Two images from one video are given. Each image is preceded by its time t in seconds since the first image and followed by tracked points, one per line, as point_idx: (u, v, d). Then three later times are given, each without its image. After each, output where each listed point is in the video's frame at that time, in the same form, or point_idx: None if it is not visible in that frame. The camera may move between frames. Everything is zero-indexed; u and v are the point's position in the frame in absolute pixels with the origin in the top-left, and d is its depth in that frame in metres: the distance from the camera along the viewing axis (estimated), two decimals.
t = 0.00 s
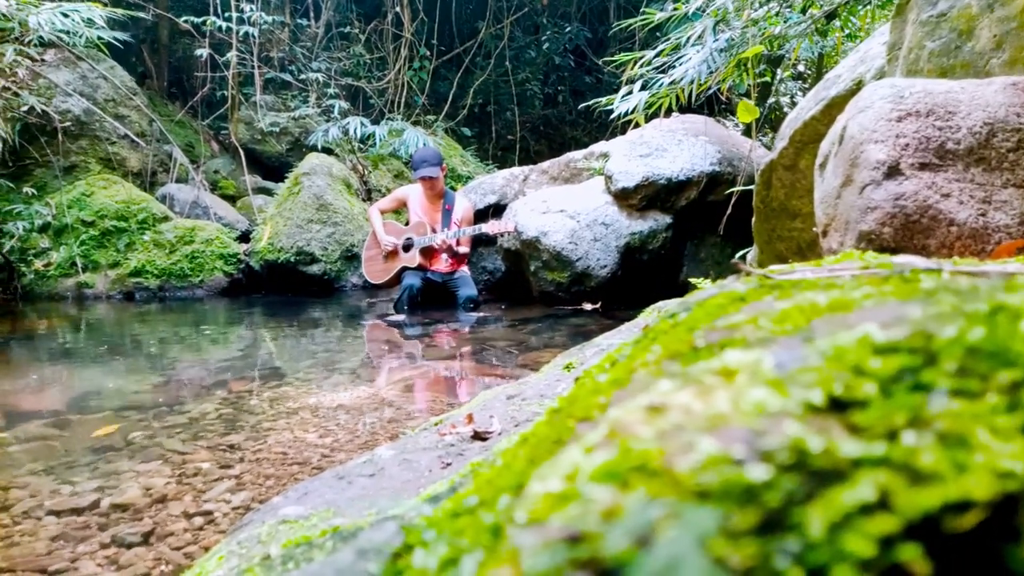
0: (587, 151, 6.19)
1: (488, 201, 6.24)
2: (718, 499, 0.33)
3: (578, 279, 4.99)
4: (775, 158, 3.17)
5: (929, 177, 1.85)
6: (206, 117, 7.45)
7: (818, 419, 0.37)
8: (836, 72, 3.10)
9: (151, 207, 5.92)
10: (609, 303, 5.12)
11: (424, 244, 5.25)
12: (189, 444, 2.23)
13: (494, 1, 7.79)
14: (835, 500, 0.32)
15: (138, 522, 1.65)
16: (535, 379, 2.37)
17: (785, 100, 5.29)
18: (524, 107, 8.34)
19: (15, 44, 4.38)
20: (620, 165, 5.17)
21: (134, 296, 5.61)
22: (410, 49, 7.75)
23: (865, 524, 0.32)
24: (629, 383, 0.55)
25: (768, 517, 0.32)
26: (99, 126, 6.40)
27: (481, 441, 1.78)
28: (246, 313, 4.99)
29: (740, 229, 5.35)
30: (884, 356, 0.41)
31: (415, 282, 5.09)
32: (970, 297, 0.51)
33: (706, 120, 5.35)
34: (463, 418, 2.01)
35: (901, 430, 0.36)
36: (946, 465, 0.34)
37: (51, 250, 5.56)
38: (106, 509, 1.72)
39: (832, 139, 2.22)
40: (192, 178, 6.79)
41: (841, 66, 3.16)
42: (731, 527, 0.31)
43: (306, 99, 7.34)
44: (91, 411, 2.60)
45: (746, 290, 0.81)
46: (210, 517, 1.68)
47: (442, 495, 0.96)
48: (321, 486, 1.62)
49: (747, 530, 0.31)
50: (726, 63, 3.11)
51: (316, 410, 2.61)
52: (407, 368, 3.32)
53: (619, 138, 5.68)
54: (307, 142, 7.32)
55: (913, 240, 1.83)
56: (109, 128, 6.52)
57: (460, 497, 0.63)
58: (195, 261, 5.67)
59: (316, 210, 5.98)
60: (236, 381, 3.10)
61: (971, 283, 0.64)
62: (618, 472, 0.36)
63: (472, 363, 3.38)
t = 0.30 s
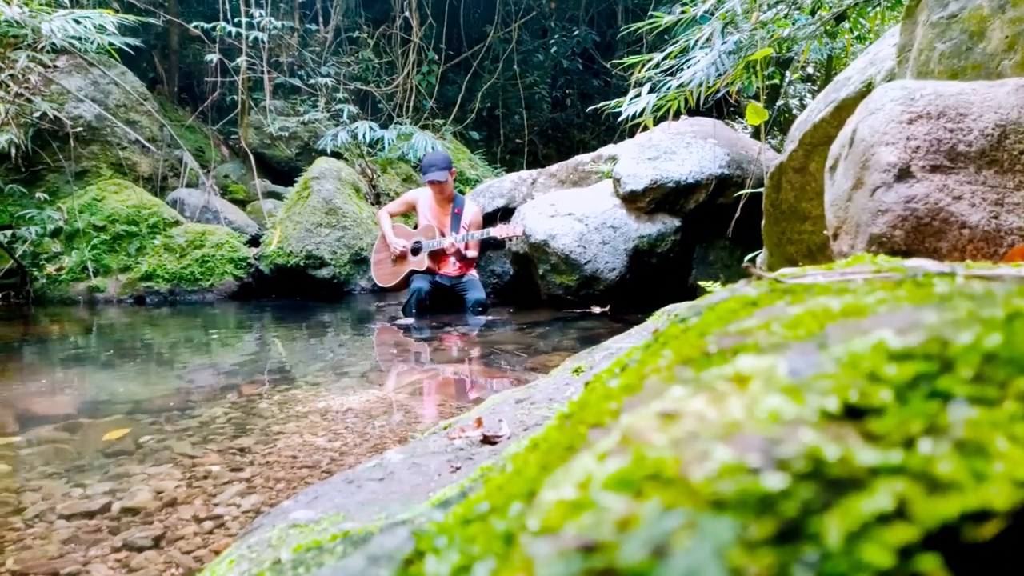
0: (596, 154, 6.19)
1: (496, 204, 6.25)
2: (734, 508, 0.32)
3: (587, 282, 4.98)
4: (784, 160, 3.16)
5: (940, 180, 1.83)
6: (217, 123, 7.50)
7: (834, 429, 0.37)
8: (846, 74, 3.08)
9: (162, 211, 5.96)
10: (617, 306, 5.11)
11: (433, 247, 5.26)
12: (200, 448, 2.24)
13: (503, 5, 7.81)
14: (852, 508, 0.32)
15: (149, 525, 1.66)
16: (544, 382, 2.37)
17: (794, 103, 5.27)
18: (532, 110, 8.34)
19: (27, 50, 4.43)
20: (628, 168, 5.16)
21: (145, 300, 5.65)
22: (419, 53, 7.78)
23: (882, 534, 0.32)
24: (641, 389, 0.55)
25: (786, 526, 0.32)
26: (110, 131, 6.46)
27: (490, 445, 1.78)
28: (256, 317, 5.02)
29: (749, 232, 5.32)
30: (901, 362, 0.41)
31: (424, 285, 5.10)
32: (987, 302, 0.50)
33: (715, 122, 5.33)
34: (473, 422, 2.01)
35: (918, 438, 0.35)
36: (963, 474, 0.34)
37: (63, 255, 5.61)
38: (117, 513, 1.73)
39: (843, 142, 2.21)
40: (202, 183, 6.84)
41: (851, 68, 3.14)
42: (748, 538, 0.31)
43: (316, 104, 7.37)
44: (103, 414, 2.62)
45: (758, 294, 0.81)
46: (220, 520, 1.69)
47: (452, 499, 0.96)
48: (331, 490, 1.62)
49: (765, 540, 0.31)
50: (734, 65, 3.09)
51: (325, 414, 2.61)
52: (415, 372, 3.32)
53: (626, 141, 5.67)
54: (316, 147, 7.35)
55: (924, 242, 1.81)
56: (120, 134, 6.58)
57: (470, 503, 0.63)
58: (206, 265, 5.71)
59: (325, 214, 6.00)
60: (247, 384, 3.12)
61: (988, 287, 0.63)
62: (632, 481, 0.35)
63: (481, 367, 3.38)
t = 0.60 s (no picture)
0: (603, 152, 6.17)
1: (503, 202, 6.25)
2: (741, 513, 0.32)
3: (593, 280, 4.98)
4: (792, 159, 3.14)
5: (950, 180, 1.82)
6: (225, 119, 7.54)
7: (843, 434, 0.36)
8: (856, 72, 3.06)
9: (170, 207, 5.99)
10: (623, 304, 5.10)
11: (439, 245, 5.26)
12: (206, 443, 2.25)
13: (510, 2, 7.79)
14: (861, 514, 0.32)
15: (155, 520, 1.67)
16: (549, 381, 2.36)
17: (802, 102, 5.25)
18: (540, 108, 8.34)
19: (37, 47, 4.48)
20: (635, 166, 5.14)
21: (152, 295, 5.67)
22: (426, 51, 7.77)
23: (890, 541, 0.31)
24: (648, 390, 0.55)
25: (794, 533, 0.31)
26: (118, 127, 6.49)
27: (495, 443, 1.78)
28: (262, 313, 5.04)
29: (756, 231, 5.30)
30: (911, 367, 0.40)
31: (430, 283, 5.10)
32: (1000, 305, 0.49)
33: (723, 121, 5.31)
34: (478, 420, 2.01)
35: (929, 444, 0.35)
36: (975, 481, 0.33)
37: (71, 250, 5.64)
38: (124, 507, 1.74)
39: (852, 142, 2.20)
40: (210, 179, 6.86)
41: (860, 67, 3.12)
42: (757, 545, 0.31)
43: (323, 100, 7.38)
44: (110, 409, 2.64)
45: (767, 295, 0.80)
46: (226, 515, 1.69)
47: (457, 498, 0.95)
48: (336, 486, 1.62)
49: (774, 546, 0.31)
50: (743, 64, 3.08)
51: (331, 410, 2.62)
52: (421, 369, 3.32)
53: (634, 140, 5.65)
54: (323, 144, 7.36)
55: (933, 243, 1.80)
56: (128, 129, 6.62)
57: (476, 504, 0.63)
58: (213, 261, 5.73)
59: (332, 210, 6.02)
60: (253, 380, 3.13)
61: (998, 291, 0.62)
62: (638, 485, 0.35)
63: (487, 364, 3.38)
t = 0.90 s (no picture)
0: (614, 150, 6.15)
1: (515, 201, 6.25)
2: (761, 506, 0.31)
3: (604, 279, 4.95)
4: (807, 156, 3.11)
5: (967, 175, 1.78)
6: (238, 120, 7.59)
7: (866, 425, 0.35)
8: (871, 67, 3.02)
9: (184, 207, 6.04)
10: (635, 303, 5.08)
11: (451, 244, 5.26)
12: (220, 441, 2.26)
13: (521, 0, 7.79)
14: (885, 507, 0.30)
15: (169, 517, 1.67)
16: (561, 379, 2.35)
17: (816, 98, 5.20)
18: (551, 107, 8.32)
19: (53, 49, 4.49)
20: (647, 165, 5.11)
21: (167, 295, 5.72)
22: (437, 50, 7.77)
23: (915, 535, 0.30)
24: (661, 383, 0.53)
25: (816, 527, 0.30)
26: (133, 128, 6.55)
27: (507, 441, 1.77)
28: (275, 313, 5.06)
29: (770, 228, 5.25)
30: (934, 356, 0.39)
31: (442, 282, 5.10)
32: None
33: (736, 118, 5.27)
34: (490, 418, 2.00)
35: (954, 435, 0.33)
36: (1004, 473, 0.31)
37: (87, 250, 5.70)
38: (138, 505, 1.75)
39: (868, 137, 2.16)
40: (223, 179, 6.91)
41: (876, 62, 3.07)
42: (778, 539, 0.30)
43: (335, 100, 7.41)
44: (125, 407, 2.65)
45: (782, 289, 0.78)
46: (239, 513, 1.70)
47: (467, 496, 0.94)
48: (348, 485, 1.62)
49: (795, 540, 0.30)
50: (756, 60, 3.04)
51: (343, 409, 2.62)
52: (433, 368, 3.32)
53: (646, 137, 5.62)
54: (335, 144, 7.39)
55: (950, 239, 1.77)
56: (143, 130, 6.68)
57: (485, 499, 0.62)
58: (226, 261, 5.77)
59: (344, 210, 6.04)
60: (267, 379, 3.14)
61: None
62: (653, 477, 0.34)
63: (499, 363, 3.37)
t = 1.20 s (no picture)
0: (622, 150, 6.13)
1: (522, 201, 6.24)
2: (768, 515, 0.30)
3: (612, 279, 4.94)
4: (816, 156, 3.09)
5: (979, 176, 1.76)
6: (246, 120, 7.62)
7: (877, 431, 0.34)
8: (881, 67, 2.99)
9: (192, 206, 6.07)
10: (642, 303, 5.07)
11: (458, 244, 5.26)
12: (228, 440, 2.27)
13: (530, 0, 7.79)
14: (899, 515, 0.30)
15: (177, 515, 1.68)
16: (568, 380, 2.34)
17: (825, 99, 5.18)
18: (559, 106, 8.31)
19: (63, 49, 4.53)
20: (655, 165, 5.09)
21: (176, 294, 5.75)
22: (445, 50, 7.78)
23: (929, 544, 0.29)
24: (668, 386, 0.53)
25: (826, 536, 0.29)
26: (142, 127, 6.59)
27: (513, 442, 1.77)
28: (284, 312, 5.08)
29: (778, 229, 5.23)
30: (948, 360, 0.38)
31: (449, 282, 5.09)
32: None
33: (744, 118, 5.24)
34: (496, 418, 1.99)
35: (969, 441, 0.32)
36: None
37: (96, 249, 5.74)
38: (146, 503, 1.76)
39: (878, 137, 2.15)
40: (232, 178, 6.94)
41: (886, 62, 3.05)
42: (789, 547, 0.29)
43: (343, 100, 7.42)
44: (134, 406, 2.67)
45: (792, 290, 0.78)
46: (246, 512, 1.70)
47: (473, 497, 0.93)
48: (354, 484, 1.62)
49: (806, 549, 0.29)
50: (765, 61, 3.02)
51: (350, 408, 2.62)
52: (440, 368, 3.32)
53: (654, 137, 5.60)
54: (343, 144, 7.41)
55: (961, 240, 1.75)
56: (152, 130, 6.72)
57: (491, 501, 0.62)
58: (235, 260, 5.80)
59: (352, 210, 6.05)
60: (275, 378, 3.15)
61: None
62: (660, 482, 0.33)
63: (506, 363, 3.36)
